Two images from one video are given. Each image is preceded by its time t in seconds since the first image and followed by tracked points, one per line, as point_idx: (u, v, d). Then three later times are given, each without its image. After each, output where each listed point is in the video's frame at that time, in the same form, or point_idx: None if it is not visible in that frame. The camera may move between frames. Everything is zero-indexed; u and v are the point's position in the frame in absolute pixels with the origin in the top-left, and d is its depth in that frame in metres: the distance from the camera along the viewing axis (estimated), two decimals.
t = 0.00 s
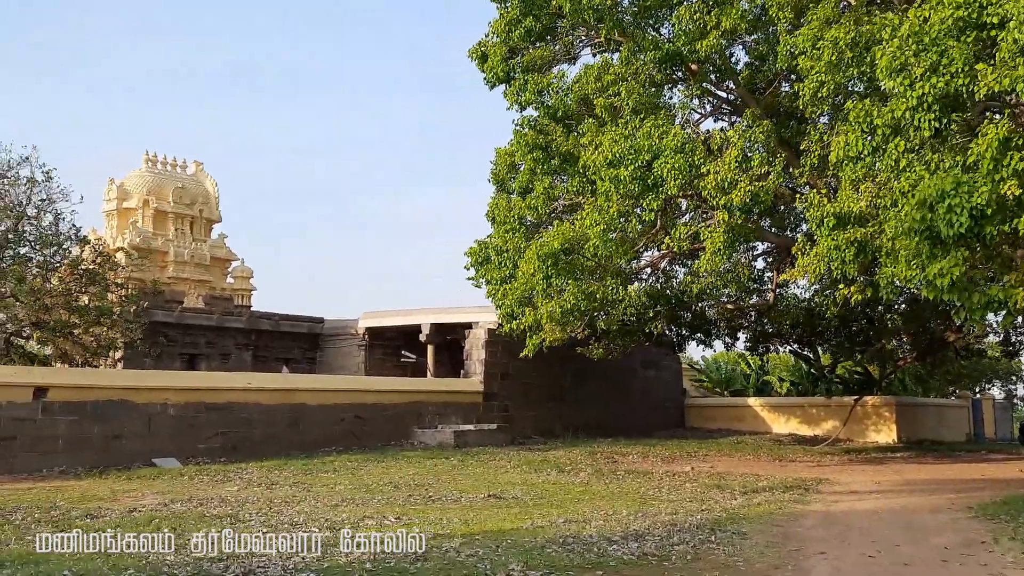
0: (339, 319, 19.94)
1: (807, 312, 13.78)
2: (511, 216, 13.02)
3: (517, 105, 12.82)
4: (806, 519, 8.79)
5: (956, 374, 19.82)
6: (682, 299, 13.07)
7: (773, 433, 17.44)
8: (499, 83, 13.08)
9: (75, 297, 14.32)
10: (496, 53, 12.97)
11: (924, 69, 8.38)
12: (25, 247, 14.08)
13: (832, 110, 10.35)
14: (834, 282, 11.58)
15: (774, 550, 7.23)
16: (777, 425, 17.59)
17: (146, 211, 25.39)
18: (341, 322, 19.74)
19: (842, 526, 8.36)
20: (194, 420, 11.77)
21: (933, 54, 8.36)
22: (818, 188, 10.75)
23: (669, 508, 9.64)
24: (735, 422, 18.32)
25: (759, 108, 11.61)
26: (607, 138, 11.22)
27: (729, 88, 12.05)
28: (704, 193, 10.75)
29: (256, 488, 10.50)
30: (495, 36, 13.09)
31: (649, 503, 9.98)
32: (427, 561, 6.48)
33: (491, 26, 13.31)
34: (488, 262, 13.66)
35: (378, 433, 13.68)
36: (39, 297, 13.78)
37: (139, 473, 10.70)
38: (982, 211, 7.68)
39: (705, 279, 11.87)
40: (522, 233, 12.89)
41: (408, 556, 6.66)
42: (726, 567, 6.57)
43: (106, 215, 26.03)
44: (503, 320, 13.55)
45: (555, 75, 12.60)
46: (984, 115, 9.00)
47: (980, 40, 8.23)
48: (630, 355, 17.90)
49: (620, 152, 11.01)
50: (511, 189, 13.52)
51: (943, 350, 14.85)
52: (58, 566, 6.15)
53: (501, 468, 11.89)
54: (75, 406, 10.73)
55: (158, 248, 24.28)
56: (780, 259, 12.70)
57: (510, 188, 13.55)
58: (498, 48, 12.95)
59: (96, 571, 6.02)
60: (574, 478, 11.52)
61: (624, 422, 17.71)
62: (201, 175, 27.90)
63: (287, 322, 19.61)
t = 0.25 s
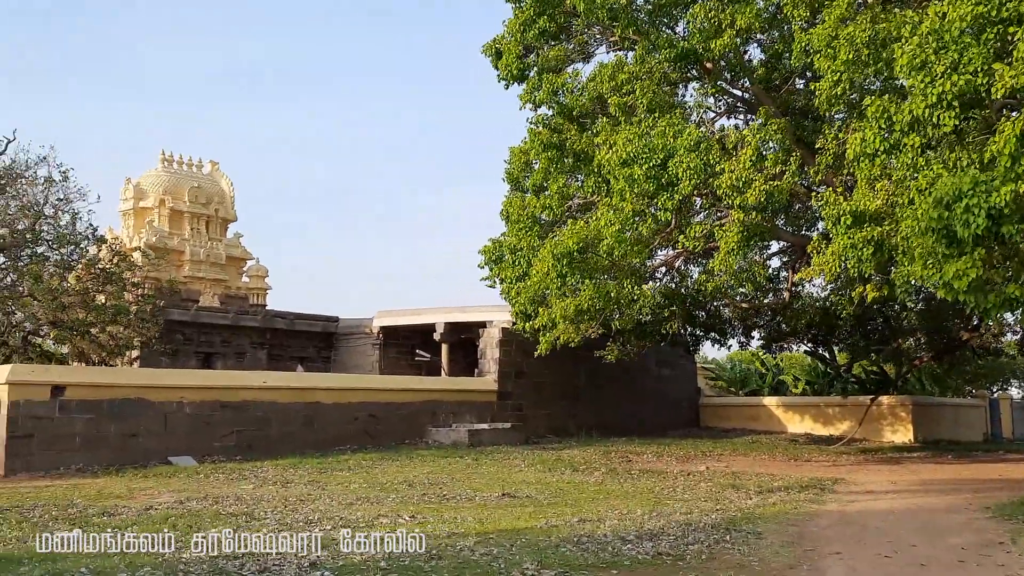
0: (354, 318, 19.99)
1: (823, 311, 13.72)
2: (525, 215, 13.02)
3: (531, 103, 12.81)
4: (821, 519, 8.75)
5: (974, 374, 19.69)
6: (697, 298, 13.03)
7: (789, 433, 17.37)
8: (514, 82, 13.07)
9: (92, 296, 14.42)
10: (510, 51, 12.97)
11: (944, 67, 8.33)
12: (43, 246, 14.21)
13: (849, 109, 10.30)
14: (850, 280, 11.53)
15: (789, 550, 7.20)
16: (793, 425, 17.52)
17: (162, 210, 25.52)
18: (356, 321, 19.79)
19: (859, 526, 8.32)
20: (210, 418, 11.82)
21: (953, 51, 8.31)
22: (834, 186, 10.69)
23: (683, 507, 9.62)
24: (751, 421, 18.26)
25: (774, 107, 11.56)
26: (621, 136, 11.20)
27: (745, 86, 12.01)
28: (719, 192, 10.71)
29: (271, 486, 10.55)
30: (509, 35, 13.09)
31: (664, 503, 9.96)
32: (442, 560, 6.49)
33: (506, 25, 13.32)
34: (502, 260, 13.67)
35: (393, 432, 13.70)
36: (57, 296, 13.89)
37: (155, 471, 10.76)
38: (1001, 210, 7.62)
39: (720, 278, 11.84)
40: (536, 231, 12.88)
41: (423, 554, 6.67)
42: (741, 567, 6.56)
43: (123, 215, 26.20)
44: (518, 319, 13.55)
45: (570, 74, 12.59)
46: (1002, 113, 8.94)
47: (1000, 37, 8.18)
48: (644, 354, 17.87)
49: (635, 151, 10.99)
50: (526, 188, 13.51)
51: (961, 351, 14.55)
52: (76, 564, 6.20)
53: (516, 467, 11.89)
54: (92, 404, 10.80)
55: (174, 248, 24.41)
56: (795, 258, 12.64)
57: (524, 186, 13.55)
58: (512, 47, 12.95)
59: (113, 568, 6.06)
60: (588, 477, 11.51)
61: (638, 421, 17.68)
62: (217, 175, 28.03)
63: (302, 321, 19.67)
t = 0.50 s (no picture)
0: (367, 317, 20.03)
1: (837, 311, 13.66)
2: (538, 214, 13.01)
3: (544, 102, 12.80)
4: (835, 519, 8.72)
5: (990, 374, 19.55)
6: (710, 297, 13.01)
7: (802, 432, 17.31)
8: (526, 80, 13.06)
9: (106, 295, 14.50)
10: (523, 50, 12.96)
11: (960, 66, 8.30)
12: (58, 245, 14.31)
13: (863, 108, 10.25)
14: (864, 279, 11.47)
15: (803, 550, 7.18)
16: (806, 425, 17.45)
17: (176, 210, 25.62)
18: (369, 320, 19.81)
19: (872, 526, 8.28)
20: (223, 417, 11.87)
21: (970, 49, 8.28)
22: (847, 185, 10.63)
23: (696, 507, 9.60)
24: (764, 421, 18.20)
25: (788, 105, 11.52)
26: (634, 135, 11.18)
27: (758, 85, 11.97)
28: (732, 190, 10.68)
29: (285, 485, 10.58)
30: (522, 34, 13.09)
31: (677, 502, 9.95)
32: (454, 559, 6.50)
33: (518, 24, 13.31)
34: (514, 259, 13.67)
35: (406, 430, 13.72)
36: (72, 295, 13.97)
37: (169, 470, 10.81)
38: (1015, 208, 7.57)
39: (733, 277, 11.80)
40: (549, 230, 12.88)
41: (436, 553, 6.68)
42: (754, 566, 6.54)
43: (137, 214, 26.33)
44: (530, 317, 13.55)
45: (582, 73, 12.57)
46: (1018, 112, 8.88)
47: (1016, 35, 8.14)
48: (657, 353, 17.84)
49: (648, 150, 10.96)
50: (538, 187, 13.50)
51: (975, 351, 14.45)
52: (90, 561, 6.23)
53: (528, 466, 11.89)
54: (107, 403, 10.87)
55: (188, 247, 24.52)
56: (809, 257, 12.58)
57: (537, 185, 13.54)
58: (525, 46, 12.93)
59: (128, 566, 6.10)
60: (601, 477, 11.49)
61: (650, 420, 17.64)
62: (231, 174, 28.12)
63: (315, 320, 19.72)
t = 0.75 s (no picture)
0: (380, 316, 19.99)
1: (854, 310, 13.51)
2: (551, 212, 12.93)
3: (557, 99, 12.71)
4: (853, 520, 8.61)
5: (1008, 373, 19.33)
6: (725, 296, 12.95)
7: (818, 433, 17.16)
8: (539, 78, 12.97)
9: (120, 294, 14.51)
10: (536, 48, 12.88)
11: (978, 63, 8.19)
12: (72, 244, 14.33)
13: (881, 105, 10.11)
14: (881, 277, 11.34)
15: (821, 551, 7.08)
16: (822, 425, 17.30)
17: (190, 209, 25.68)
18: (382, 319, 19.78)
19: (891, 528, 8.17)
20: (236, 416, 11.84)
21: (988, 46, 8.17)
22: (864, 183, 10.51)
23: (712, 507, 9.50)
24: (780, 421, 18.06)
25: (804, 102, 11.40)
26: (648, 133, 11.08)
27: (773, 81, 11.86)
28: (747, 188, 10.58)
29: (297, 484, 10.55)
30: (535, 31, 13.00)
31: (692, 503, 9.86)
32: (468, 560, 6.43)
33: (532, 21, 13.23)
34: (527, 257, 13.62)
35: (419, 430, 13.67)
36: (86, 294, 13.99)
37: (183, 469, 10.79)
38: None
39: (748, 275, 11.71)
40: (562, 229, 12.81)
41: (449, 554, 6.61)
42: (772, 568, 6.44)
43: (152, 214, 26.40)
44: (544, 317, 13.47)
45: (596, 70, 12.49)
46: None
47: None
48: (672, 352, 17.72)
49: (663, 148, 10.87)
50: (552, 185, 13.42)
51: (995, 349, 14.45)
52: (101, 561, 6.19)
53: (542, 466, 11.82)
54: (120, 401, 10.85)
55: (202, 246, 24.55)
56: (825, 256, 12.46)
57: (550, 183, 13.46)
58: (538, 43, 12.85)
59: (139, 566, 6.06)
60: (615, 477, 11.41)
61: (665, 420, 17.53)
62: (244, 173, 28.15)
63: (329, 319, 19.70)
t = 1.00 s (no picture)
0: (392, 315, 20.09)
1: (866, 309, 13.52)
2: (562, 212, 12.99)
3: (568, 100, 12.76)
4: (863, 518, 8.65)
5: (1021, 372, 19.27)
6: (736, 296, 12.97)
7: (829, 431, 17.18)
8: (550, 79, 13.03)
9: (135, 293, 14.66)
10: (547, 49, 12.93)
11: (986, 62, 8.25)
12: (88, 244, 14.49)
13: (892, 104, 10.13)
14: (892, 275, 11.36)
15: (830, 549, 7.13)
16: (833, 424, 17.32)
17: (204, 209, 25.83)
18: (394, 318, 19.87)
19: (901, 526, 8.21)
20: (251, 414, 11.96)
21: (996, 46, 8.22)
22: (876, 182, 10.53)
23: (722, 506, 9.56)
24: (791, 420, 18.09)
25: (815, 102, 11.42)
26: (659, 133, 11.13)
27: (784, 81, 11.89)
28: (757, 187, 10.61)
29: (311, 482, 10.65)
30: (546, 32, 13.06)
31: (703, 501, 9.91)
32: (480, 557, 6.50)
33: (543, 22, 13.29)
34: (539, 256, 13.68)
35: (431, 428, 13.75)
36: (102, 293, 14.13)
37: (197, 466, 10.90)
38: None
39: (760, 275, 11.74)
40: (573, 228, 12.86)
41: (461, 551, 6.69)
42: (781, 566, 6.50)
43: (166, 214, 26.60)
44: (555, 315, 13.53)
45: (607, 70, 12.53)
46: None
47: None
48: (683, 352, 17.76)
49: (674, 148, 10.92)
50: (563, 185, 13.48)
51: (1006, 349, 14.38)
52: (120, 558, 6.29)
53: (553, 464, 11.89)
54: (136, 400, 10.97)
55: (215, 246, 24.72)
56: (837, 255, 12.49)
57: (561, 183, 13.52)
58: (549, 44, 12.91)
59: (158, 562, 6.16)
60: (626, 476, 11.47)
61: (676, 419, 17.57)
62: (258, 173, 28.30)
63: (341, 318, 19.81)
